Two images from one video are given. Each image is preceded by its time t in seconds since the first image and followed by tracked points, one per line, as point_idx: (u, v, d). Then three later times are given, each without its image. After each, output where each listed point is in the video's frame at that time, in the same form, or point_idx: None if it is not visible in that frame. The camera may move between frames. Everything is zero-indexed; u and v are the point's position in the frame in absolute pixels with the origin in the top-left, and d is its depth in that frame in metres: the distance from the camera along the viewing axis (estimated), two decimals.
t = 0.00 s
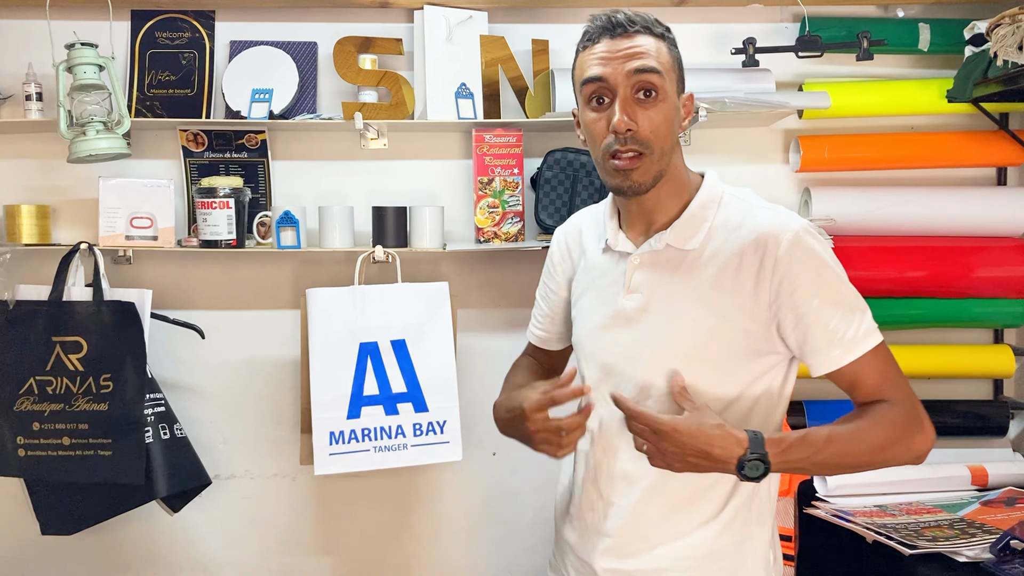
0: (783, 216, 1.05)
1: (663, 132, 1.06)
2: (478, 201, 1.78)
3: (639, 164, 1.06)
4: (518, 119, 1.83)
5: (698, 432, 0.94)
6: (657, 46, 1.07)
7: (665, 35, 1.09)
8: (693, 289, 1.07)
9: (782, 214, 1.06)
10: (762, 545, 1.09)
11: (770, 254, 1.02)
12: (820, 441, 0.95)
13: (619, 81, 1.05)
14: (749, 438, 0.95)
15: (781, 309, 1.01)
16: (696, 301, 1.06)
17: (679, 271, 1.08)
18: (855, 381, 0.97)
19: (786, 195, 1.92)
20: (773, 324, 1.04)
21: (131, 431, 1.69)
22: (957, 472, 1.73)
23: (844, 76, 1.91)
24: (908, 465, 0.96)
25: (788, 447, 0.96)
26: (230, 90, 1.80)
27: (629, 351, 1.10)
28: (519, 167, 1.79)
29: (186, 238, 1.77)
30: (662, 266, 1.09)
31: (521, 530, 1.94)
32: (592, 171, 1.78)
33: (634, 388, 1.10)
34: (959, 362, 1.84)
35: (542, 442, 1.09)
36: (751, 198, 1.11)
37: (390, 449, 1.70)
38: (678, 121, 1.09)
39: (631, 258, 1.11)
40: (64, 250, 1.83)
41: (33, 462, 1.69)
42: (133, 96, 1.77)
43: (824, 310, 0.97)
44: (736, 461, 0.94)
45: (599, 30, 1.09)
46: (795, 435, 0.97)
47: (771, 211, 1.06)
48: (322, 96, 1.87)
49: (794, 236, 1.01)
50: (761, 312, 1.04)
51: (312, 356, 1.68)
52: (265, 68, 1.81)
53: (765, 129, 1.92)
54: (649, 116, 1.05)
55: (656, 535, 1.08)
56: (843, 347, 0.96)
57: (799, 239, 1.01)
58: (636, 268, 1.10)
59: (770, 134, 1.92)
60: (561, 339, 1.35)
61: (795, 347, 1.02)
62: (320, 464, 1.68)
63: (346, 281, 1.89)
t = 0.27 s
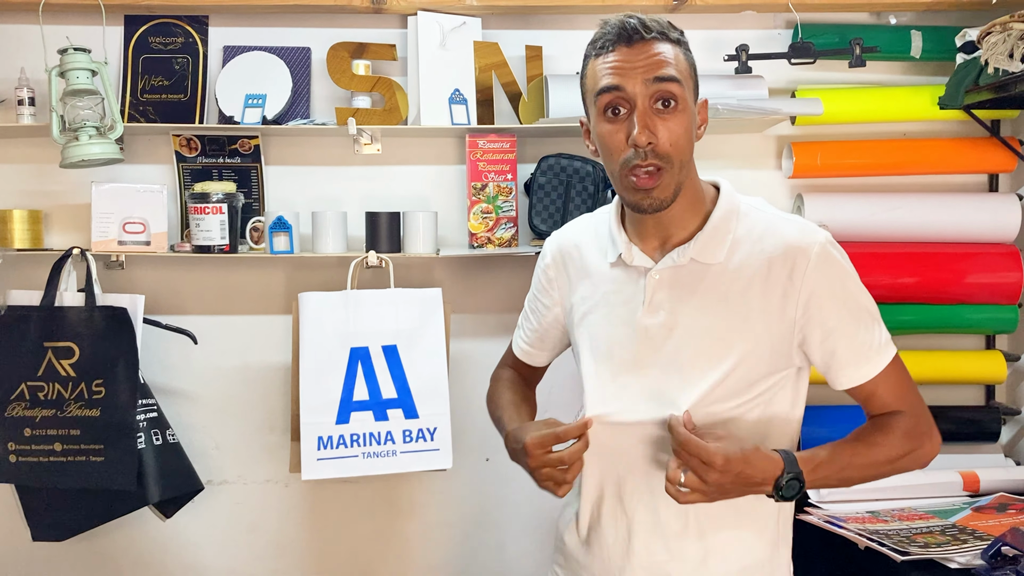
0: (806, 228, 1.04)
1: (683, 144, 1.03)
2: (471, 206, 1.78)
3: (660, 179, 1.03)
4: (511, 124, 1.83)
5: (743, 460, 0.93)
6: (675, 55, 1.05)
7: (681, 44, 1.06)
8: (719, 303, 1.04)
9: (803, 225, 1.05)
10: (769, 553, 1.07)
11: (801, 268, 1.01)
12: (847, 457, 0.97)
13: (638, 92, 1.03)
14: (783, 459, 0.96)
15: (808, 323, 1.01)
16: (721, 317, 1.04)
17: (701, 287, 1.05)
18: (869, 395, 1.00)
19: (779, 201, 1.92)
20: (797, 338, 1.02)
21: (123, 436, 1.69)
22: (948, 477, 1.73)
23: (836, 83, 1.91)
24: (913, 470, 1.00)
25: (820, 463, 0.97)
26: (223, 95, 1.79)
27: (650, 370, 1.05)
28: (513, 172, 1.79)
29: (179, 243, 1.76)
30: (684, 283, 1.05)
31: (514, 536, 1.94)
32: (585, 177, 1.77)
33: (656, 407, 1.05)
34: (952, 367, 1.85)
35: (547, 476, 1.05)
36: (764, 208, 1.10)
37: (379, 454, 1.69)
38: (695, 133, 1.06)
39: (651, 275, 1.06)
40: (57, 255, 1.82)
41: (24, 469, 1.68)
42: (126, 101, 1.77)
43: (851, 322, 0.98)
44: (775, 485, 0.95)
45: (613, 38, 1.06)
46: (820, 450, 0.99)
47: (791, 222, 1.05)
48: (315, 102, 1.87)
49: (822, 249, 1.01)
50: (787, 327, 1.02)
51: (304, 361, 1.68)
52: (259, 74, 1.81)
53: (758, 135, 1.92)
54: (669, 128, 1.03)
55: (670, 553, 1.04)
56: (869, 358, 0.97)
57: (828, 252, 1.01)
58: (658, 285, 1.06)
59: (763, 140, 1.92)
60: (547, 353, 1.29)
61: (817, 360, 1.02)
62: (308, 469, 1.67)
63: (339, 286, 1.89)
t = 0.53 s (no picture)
0: (804, 232, 1.05)
1: (685, 145, 1.03)
2: (467, 210, 1.77)
3: (662, 179, 1.02)
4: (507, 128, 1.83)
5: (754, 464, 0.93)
6: (679, 56, 1.05)
7: (684, 44, 1.06)
8: (721, 308, 1.03)
9: (801, 229, 1.06)
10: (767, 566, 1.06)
11: (802, 273, 1.02)
12: (847, 466, 0.98)
13: (640, 91, 1.03)
14: (789, 464, 0.95)
15: (808, 327, 1.01)
16: (722, 322, 1.03)
17: (702, 292, 1.04)
18: (862, 406, 1.02)
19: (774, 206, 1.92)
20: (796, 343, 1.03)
21: (115, 440, 1.68)
22: (943, 482, 1.73)
23: (831, 87, 1.92)
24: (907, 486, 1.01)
25: (825, 471, 0.97)
26: (217, 98, 1.79)
27: (650, 376, 1.04)
28: (508, 176, 1.78)
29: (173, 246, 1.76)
30: (684, 288, 1.05)
31: (508, 540, 1.93)
32: (580, 181, 1.77)
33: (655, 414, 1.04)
34: (946, 372, 1.85)
35: (532, 494, 1.02)
36: (760, 211, 1.11)
37: (373, 459, 1.69)
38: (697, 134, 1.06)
39: (651, 280, 1.05)
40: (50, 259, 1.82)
41: (16, 472, 1.67)
42: (120, 104, 1.77)
43: (850, 326, 1.01)
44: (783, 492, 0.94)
45: (615, 37, 1.06)
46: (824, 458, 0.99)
47: (790, 225, 1.06)
48: (311, 105, 1.86)
49: (823, 254, 1.02)
50: (788, 331, 1.02)
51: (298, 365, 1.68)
52: (254, 77, 1.80)
53: (753, 139, 1.92)
54: (671, 127, 1.02)
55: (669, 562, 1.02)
56: (867, 364, 1.01)
57: (828, 256, 1.02)
58: (658, 290, 1.05)
59: (758, 145, 1.92)
60: (529, 364, 1.27)
61: (813, 367, 1.03)
62: (302, 473, 1.67)
63: (334, 290, 1.88)
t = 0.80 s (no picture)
0: (790, 236, 1.05)
1: (670, 143, 1.03)
2: (463, 214, 1.78)
3: (645, 177, 1.02)
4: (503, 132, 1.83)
5: (736, 485, 0.90)
6: (666, 54, 1.05)
7: (671, 43, 1.07)
8: (706, 310, 1.03)
9: (787, 232, 1.06)
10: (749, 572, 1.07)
11: (787, 276, 1.02)
12: (831, 478, 0.97)
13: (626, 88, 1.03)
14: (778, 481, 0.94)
15: (792, 329, 1.02)
16: (708, 324, 1.03)
17: (686, 294, 1.04)
18: (842, 409, 1.02)
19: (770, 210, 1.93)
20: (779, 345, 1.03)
21: (110, 443, 1.68)
22: (938, 485, 1.73)
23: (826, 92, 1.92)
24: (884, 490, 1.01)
25: (812, 483, 0.97)
26: (214, 100, 1.79)
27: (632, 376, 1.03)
28: (504, 179, 1.79)
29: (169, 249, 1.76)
30: (668, 290, 1.05)
31: (504, 543, 1.93)
32: (576, 185, 1.77)
33: (638, 414, 1.03)
34: (941, 375, 1.86)
35: (510, 508, 1.01)
36: (745, 214, 1.11)
37: (370, 462, 1.69)
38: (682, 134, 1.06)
39: (635, 281, 1.05)
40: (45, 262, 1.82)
41: (10, 476, 1.67)
42: (116, 107, 1.77)
43: (832, 330, 1.01)
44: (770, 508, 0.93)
45: (602, 35, 1.06)
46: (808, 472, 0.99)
47: (776, 228, 1.07)
48: (307, 108, 1.86)
49: (807, 258, 1.03)
50: (771, 333, 1.03)
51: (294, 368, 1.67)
52: (250, 80, 1.80)
53: (749, 144, 1.93)
54: (656, 125, 1.02)
55: (658, 565, 1.02)
56: (846, 368, 1.01)
57: (813, 260, 1.03)
58: (642, 290, 1.05)
59: (753, 149, 1.93)
60: (512, 365, 1.28)
61: (796, 369, 1.03)
62: (299, 477, 1.66)
63: (330, 293, 1.88)
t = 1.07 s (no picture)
0: (782, 242, 1.05)
1: (662, 150, 1.03)
2: (460, 218, 1.78)
3: (637, 184, 1.02)
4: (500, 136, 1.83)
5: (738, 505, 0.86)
6: (659, 61, 1.05)
7: (665, 49, 1.07)
8: (696, 316, 1.04)
9: (780, 239, 1.06)
10: None
11: (778, 283, 1.02)
12: (826, 485, 0.96)
13: (619, 95, 1.03)
14: (779, 493, 0.91)
15: (783, 335, 1.02)
16: (698, 330, 1.03)
17: (678, 300, 1.05)
18: (835, 417, 1.02)
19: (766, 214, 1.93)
20: (770, 351, 1.03)
21: (107, 447, 1.68)
22: (934, 490, 1.74)
23: (822, 97, 1.93)
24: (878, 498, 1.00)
25: (811, 494, 0.94)
26: (212, 105, 1.79)
27: (623, 382, 1.04)
28: (501, 184, 1.79)
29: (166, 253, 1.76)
30: (659, 295, 1.05)
31: (500, 547, 1.93)
32: (573, 189, 1.78)
33: (628, 419, 1.03)
34: (936, 380, 1.86)
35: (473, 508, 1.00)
36: (739, 220, 1.12)
37: (367, 466, 1.69)
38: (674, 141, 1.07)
39: (627, 285, 1.05)
40: (42, 265, 1.82)
41: (8, 479, 1.67)
42: (114, 111, 1.77)
43: (825, 337, 1.01)
44: (771, 523, 0.90)
45: (595, 40, 1.06)
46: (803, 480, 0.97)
47: (768, 235, 1.07)
48: (305, 113, 1.87)
49: (799, 264, 1.03)
50: (762, 339, 1.03)
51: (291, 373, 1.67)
52: (248, 84, 1.81)
53: (745, 149, 1.93)
54: (649, 132, 1.03)
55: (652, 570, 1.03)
56: (839, 376, 1.00)
57: (805, 266, 1.03)
58: (633, 296, 1.05)
59: (750, 154, 1.93)
60: (508, 368, 1.27)
61: (787, 375, 1.03)
62: (296, 481, 1.66)
63: (327, 297, 1.88)
